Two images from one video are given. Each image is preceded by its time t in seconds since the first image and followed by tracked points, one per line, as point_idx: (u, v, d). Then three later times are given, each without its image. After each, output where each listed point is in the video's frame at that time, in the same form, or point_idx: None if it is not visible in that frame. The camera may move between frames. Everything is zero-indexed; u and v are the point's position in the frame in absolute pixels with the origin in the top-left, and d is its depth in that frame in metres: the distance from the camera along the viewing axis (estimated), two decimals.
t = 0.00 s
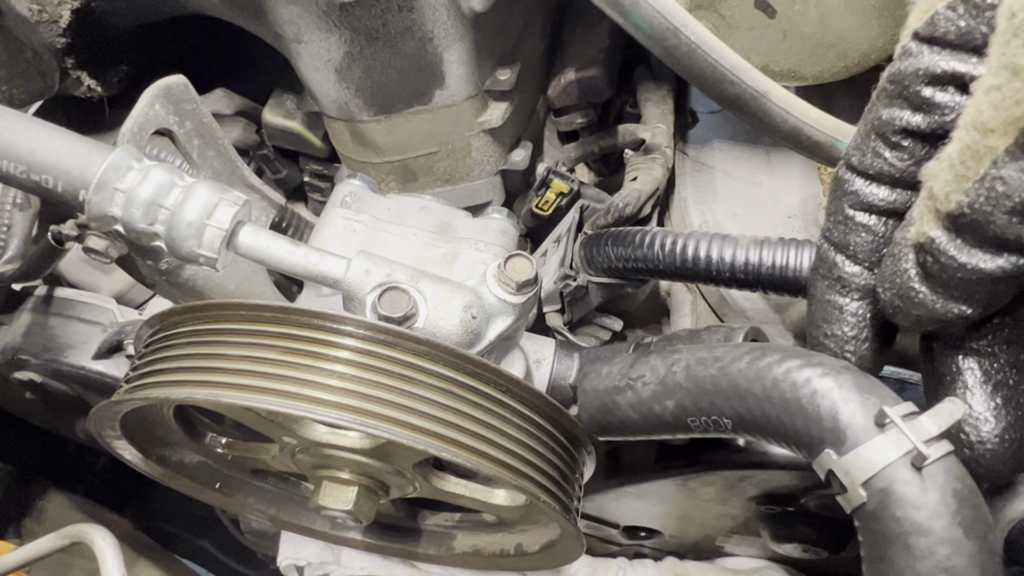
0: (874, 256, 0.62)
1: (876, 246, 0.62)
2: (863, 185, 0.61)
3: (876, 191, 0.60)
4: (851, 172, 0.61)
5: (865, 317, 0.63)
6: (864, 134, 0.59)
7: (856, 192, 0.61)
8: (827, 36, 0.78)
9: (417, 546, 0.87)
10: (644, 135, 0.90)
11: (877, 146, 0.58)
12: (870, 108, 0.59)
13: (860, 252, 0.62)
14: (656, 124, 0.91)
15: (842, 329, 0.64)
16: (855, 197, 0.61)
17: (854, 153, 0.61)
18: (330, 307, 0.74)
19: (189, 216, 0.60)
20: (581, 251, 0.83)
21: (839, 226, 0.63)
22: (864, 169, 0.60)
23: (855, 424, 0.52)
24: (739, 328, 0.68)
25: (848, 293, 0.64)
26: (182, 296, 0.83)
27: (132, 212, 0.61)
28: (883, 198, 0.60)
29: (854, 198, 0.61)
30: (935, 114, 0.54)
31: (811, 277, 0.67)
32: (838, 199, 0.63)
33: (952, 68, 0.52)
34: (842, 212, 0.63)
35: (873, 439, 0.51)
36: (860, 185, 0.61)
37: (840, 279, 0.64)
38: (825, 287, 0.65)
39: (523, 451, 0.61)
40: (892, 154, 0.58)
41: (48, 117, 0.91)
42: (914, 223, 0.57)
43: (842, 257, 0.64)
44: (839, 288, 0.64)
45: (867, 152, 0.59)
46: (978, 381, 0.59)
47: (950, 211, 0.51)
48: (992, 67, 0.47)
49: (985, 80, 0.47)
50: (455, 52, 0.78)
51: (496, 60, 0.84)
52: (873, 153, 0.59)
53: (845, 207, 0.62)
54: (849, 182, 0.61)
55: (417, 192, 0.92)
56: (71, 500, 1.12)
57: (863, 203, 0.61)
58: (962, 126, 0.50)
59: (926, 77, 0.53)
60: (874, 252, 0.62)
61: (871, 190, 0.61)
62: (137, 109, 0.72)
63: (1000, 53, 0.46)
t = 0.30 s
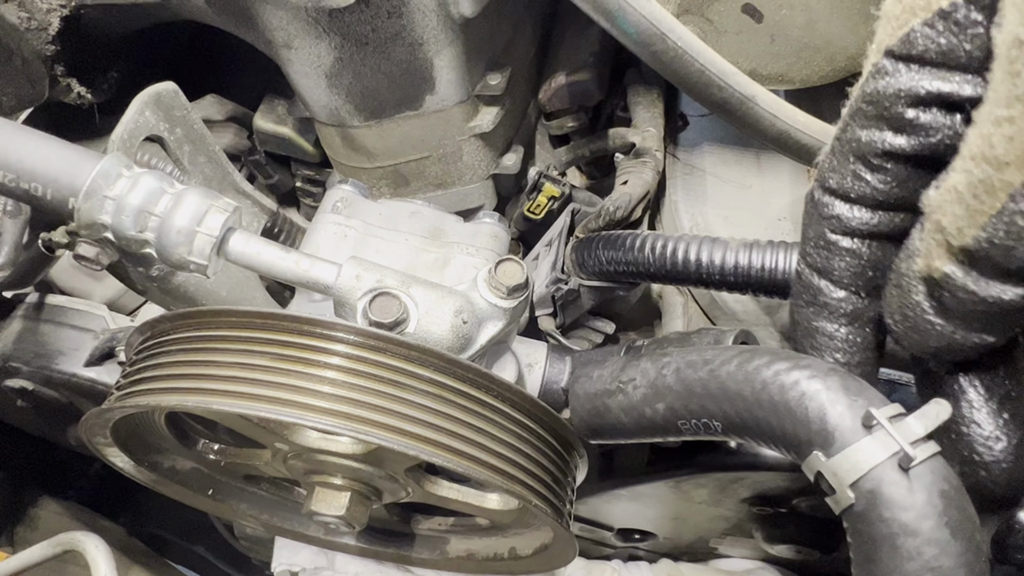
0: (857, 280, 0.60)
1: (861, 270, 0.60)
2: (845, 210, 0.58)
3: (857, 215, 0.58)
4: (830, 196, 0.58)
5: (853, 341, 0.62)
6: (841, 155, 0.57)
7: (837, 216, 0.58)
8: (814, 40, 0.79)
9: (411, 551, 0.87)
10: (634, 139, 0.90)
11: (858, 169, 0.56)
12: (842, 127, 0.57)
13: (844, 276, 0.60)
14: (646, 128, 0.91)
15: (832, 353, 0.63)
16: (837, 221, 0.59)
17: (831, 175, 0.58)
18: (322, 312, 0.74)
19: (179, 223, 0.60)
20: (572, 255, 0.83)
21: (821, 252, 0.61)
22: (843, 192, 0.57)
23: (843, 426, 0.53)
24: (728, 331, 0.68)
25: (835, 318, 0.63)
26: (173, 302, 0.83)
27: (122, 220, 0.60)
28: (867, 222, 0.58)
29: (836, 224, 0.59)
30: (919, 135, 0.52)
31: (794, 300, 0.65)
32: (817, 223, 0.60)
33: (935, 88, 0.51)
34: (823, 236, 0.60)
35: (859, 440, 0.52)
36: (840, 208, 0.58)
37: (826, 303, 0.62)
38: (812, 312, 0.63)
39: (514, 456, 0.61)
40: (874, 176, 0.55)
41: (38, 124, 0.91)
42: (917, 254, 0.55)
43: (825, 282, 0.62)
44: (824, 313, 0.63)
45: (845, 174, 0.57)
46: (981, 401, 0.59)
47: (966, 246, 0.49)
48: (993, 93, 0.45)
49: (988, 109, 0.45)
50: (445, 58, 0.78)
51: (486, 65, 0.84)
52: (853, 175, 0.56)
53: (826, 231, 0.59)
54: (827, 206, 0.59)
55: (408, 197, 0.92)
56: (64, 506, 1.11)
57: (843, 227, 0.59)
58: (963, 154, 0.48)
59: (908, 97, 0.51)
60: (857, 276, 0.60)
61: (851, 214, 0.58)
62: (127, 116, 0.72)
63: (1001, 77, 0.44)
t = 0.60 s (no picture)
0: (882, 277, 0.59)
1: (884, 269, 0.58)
2: (861, 209, 0.56)
3: (874, 213, 0.56)
4: (844, 195, 0.56)
5: (879, 338, 0.61)
6: (853, 153, 0.54)
7: (852, 216, 0.56)
8: (811, 40, 0.79)
9: (411, 552, 0.87)
10: (632, 139, 0.90)
11: (872, 168, 0.53)
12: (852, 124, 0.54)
13: (866, 275, 0.59)
14: (644, 128, 0.91)
15: (858, 353, 0.62)
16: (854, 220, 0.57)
17: (844, 171, 0.56)
18: (321, 313, 0.74)
19: (178, 225, 0.60)
20: (571, 256, 0.83)
21: (840, 251, 0.59)
22: (857, 190, 0.55)
23: (842, 426, 0.53)
24: (727, 331, 0.68)
25: (859, 316, 0.61)
26: (172, 305, 0.83)
27: (120, 222, 0.60)
28: (886, 219, 0.55)
29: (852, 224, 0.57)
30: (933, 132, 0.49)
31: (816, 298, 0.64)
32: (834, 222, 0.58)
33: (950, 86, 0.48)
34: (840, 236, 0.58)
35: (859, 439, 0.52)
36: (856, 207, 0.56)
37: (848, 302, 0.61)
38: (835, 312, 0.62)
39: (513, 457, 0.61)
40: (888, 175, 0.53)
41: (35, 126, 0.91)
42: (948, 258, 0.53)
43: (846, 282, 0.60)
44: (847, 311, 0.61)
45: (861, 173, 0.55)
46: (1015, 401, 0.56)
47: (1000, 255, 0.48)
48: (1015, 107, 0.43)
49: (1012, 119, 0.44)
50: (443, 59, 0.78)
51: (484, 66, 0.84)
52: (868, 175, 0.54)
53: (844, 229, 0.58)
54: (843, 206, 0.57)
55: (407, 198, 0.92)
56: (63, 509, 1.11)
57: (861, 226, 0.57)
58: (989, 163, 0.46)
59: (919, 96, 0.49)
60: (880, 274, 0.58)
61: (868, 213, 0.56)
62: (125, 118, 0.72)
63: None
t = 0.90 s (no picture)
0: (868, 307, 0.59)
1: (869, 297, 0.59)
2: (849, 237, 0.58)
3: (859, 241, 0.57)
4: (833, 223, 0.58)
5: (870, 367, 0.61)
6: (843, 183, 0.57)
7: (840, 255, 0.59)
8: (810, 40, 0.79)
9: (410, 553, 0.87)
10: (631, 140, 0.90)
11: (858, 197, 0.55)
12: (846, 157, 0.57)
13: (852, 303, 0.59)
14: (643, 128, 0.91)
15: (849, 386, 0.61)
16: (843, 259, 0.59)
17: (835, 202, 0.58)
18: (320, 314, 0.74)
19: (176, 226, 0.60)
20: (570, 256, 0.83)
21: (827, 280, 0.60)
22: (846, 219, 0.57)
23: (843, 426, 0.53)
24: (726, 331, 0.68)
25: (848, 345, 0.61)
26: (171, 305, 0.83)
27: (118, 223, 0.60)
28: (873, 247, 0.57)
29: (840, 252, 0.58)
30: (912, 161, 0.51)
31: (808, 329, 0.65)
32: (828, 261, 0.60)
33: (923, 114, 0.49)
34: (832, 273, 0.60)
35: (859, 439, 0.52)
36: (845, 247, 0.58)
37: (837, 331, 0.62)
38: (824, 340, 0.63)
39: (513, 458, 0.61)
40: (874, 204, 0.55)
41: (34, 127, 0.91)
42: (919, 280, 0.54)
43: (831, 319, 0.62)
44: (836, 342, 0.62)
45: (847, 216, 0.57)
46: (994, 426, 0.59)
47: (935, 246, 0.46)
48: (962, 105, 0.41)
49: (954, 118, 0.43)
50: (442, 60, 0.78)
51: (483, 66, 0.84)
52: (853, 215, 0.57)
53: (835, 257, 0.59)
54: (830, 233, 0.59)
55: (406, 199, 0.92)
56: (62, 510, 1.11)
57: (849, 254, 0.58)
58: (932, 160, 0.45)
59: (898, 122, 0.50)
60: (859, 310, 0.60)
61: (856, 240, 0.57)
62: (123, 119, 0.72)
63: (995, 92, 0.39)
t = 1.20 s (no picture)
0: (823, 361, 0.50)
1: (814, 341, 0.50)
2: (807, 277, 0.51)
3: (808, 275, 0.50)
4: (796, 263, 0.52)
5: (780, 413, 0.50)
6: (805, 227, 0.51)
7: (750, 345, 0.50)
8: (810, 40, 0.79)
9: (410, 553, 0.87)
10: (631, 139, 0.90)
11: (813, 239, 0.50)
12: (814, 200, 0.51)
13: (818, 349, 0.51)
14: (643, 128, 0.91)
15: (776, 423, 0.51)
16: (757, 349, 0.49)
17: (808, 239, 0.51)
18: (320, 314, 0.74)
19: (176, 226, 0.60)
20: (570, 256, 0.83)
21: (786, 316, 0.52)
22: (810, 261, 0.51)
23: (843, 427, 0.52)
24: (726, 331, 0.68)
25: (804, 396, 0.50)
26: (170, 305, 0.83)
27: (118, 223, 0.60)
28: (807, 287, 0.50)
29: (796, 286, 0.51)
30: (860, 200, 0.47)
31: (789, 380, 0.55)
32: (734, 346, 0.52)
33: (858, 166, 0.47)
34: (740, 367, 0.50)
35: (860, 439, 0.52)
36: (765, 331, 0.50)
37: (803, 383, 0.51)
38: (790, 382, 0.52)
39: (513, 458, 0.61)
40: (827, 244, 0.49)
41: (34, 127, 0.91)
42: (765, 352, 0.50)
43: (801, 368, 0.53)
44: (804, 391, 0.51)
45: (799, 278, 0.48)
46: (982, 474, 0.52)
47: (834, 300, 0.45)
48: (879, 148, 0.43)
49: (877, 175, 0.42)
50: (442, 60, 0.77)
51: (483, 66, 0.84)
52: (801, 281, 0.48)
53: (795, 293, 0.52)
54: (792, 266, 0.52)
55: (405, 199, 0.92)
56: (62, 510, 1.11)
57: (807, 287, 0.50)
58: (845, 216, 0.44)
59: (841, 179, 0.48)
60: (811, 389, 0.48)
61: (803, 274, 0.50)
62: (123, 119, 0.72)
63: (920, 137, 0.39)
